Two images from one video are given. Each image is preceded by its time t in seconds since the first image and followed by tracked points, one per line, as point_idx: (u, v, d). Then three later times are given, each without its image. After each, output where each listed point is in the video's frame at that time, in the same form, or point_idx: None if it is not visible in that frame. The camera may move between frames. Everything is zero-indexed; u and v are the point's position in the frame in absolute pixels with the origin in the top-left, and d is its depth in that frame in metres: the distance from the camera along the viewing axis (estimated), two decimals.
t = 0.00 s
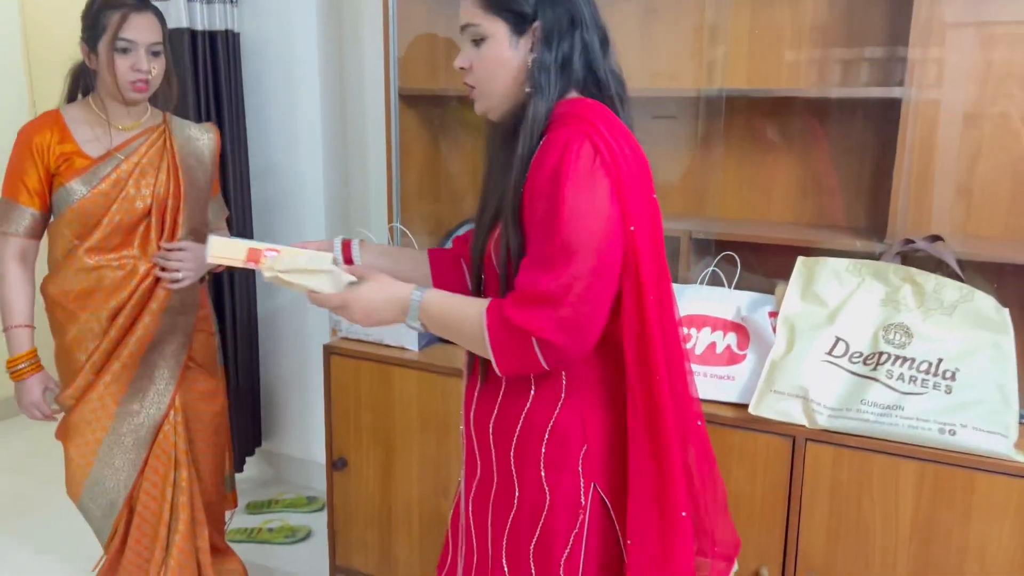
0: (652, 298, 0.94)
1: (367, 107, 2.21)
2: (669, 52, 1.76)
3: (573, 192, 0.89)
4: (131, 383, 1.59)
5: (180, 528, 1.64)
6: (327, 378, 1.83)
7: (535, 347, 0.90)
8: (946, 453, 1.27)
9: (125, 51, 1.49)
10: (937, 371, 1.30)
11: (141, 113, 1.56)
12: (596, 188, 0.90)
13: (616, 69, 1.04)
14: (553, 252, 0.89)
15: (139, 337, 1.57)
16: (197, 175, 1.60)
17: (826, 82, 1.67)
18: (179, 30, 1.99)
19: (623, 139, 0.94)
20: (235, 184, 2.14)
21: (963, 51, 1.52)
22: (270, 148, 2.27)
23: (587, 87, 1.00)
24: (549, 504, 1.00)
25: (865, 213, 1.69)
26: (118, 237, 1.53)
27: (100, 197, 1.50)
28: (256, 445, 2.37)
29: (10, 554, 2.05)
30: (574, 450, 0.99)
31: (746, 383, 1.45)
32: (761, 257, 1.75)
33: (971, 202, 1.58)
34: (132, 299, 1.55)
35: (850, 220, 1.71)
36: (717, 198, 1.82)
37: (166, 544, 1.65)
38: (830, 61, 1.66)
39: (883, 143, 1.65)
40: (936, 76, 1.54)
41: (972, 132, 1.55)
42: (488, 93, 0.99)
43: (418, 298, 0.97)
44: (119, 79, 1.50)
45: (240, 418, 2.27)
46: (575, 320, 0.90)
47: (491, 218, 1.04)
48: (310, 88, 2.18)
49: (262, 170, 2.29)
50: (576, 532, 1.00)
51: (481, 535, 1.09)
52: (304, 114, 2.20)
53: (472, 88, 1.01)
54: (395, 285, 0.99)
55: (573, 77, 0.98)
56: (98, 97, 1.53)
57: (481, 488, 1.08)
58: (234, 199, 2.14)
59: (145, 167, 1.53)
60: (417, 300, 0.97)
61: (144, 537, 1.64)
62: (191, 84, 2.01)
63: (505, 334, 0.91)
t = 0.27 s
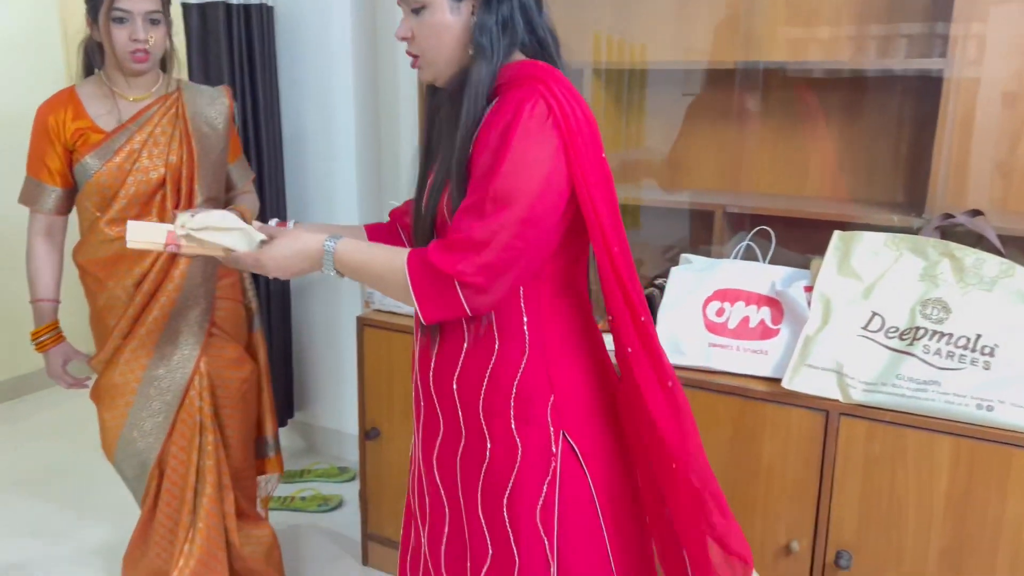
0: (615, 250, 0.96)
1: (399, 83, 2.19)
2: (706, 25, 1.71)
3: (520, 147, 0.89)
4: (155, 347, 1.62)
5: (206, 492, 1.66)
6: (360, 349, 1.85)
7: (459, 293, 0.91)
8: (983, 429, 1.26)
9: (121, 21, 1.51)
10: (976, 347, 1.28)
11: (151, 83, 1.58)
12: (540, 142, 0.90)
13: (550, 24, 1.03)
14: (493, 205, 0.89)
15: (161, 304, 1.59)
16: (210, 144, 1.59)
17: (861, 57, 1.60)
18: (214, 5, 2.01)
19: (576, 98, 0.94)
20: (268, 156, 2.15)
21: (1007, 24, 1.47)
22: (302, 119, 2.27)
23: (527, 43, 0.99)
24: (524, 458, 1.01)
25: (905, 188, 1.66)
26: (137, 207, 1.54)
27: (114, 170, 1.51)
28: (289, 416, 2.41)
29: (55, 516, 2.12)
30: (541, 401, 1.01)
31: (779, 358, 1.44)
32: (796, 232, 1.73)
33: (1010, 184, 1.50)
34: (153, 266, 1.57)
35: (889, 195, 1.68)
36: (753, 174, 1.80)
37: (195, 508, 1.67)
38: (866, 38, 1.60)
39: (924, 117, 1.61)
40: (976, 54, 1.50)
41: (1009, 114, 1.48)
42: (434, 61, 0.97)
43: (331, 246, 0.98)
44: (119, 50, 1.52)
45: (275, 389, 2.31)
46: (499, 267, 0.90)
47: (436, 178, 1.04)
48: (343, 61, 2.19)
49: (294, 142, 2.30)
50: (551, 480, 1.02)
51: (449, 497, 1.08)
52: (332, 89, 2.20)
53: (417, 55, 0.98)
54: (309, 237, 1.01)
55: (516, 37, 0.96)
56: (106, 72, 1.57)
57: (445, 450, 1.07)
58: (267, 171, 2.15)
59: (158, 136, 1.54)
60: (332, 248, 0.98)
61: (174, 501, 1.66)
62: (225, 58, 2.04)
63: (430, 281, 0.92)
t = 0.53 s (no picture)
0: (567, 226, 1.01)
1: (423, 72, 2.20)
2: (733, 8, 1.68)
3: (481, 122, 0.92)
4: (181, 328, 1.63)
5: (233, 472, 1.67)
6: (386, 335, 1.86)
7: (416, 266, 0.93)
8: (1016, 417, 1.24)
9: (133, 7, 1.52)
10: (1009, 335, 1.25)
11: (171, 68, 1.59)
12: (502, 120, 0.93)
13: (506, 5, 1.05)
14: (454, 178, 0.91)
15: (186, 288, 1.61)
16: (231, 128, 1.60)
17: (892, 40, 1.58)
18: None
19: (535, 76, 0.97)
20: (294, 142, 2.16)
21: None
22: (327, 103, 2.27)
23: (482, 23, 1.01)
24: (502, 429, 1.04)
25: (937, 174, 1.63)
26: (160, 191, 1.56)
27: (138, 154, 1.52)
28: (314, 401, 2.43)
29: (87, 496, 2.16)
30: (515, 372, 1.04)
31: (808, 344, 1.43)
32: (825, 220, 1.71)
33: None
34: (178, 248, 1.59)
35: (921, 181, 1.66)
36: (781, 159, 1.78)
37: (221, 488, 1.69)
38: (894, 23, 1.58)
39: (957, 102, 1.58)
40: (1009, 40, 1.44)
41: None
42: (387, 40, 0.99)
43: (284, 229, 1.01)
44: (133, 36, 1.53)
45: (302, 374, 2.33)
46: (459, 238, 0.93)
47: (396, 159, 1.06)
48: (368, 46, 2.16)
49: (320, 127, 2.30)
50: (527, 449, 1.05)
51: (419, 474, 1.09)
52: (355, 78, 2.21)
53: (371, 35, 1.00)
54: (260, 221, 1.03)
55: (467, 16, 0.98)
56: (126, 58, 1.58)
57: (420, 428, 1.08)
58: (293, 157, 2.16)
59: (179, 120, 1.54)
60: (283, 230, 1.01)
61: (201, 481, 1.68)
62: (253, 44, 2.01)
63: (383, 255, 0.93)
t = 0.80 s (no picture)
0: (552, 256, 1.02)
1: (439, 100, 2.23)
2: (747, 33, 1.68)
3: (470, 154, 0.94)
4: (209, 354, 1.63)
5: (254, 497, 1.68)
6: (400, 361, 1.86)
7: (407, 295, 0.95)
8: None
9: (166, 38, 1.53)
10: None
11: (202, 97, 1.60)
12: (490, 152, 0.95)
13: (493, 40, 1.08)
14: (444, 209, 0.94)
15: (213, 313, 1.62)
16: (258, 156, 1.62)
17: (906, 66, 1.58)
18: (257, 18, 2.00)
19: (524, 108, 1.00)
20: (310, 165, 2.17)
21: None
22: (341, 128, 2.29)
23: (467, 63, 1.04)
24: (496, 453, 1.05)
25: (953, 199, 1.62)
26: (190, 215, 1.58)
27: (168, 180, 1.54)
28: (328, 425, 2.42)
29: (102, 520, 2.16)
30: (508, 396, 1.06)
31: (822, 373, 1.43)
32: (845, 244, 1.70)
33: None
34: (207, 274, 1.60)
35: (936, 207, 1.64)
36: (796, 184, 1.77)
37: (242, 513, 1.69)
38: (909, 41, 1.57)
39: (973, 126, 1.57)
40: None
41: None
42: (374, 73, 1.02)
43: (274, 264, 1.02)
44: (164, 67, 1.54)
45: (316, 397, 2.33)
46: (449, 268, 0.95)
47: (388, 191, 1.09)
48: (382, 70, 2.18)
49: (334, 150, 2.32)
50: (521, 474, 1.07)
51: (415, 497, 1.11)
52: (369, 104, 2.23)
53: (358, 68, 1.04)
54: (251, 257, 1.04)
55: (454, 53, 1.01)
56: (157, 88, 1.59)
57: (416, 452, 1.10)
58: (308, 180, 2.17)
59: (209, 147, 1.57)
60: (275, 265, 1.02)
61: (222, 505, 1.68)
62: (269, 69, 2.03)
63: (374, 284, 0.95)
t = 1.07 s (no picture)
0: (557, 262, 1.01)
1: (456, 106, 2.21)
2: (766, 39, 1.68)
3: (478, 160, 0.95)
4: (243, 361, 1.64)
5: (284, 502, 1.69)
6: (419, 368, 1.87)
7: (416, 299, 0.95)
8: None
9: (207, 46, 1.55)
10: None
11: (241, 106, 1.62)
12: (497, 158, 0.96)
13: (506, 53, 1.07)
14: (453, 214, 0.94)
15: (248, 318, 1.62)
16: (295, 164, 1.65)
17: (928, 72, 1.57)
18: (278, 28, 2.03)
19: (530, 114, 1.00)
20: (329, 175, 2.18)
21: None
22: (361, 137, 2.30)
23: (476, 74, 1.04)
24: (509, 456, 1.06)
25: (975, 206, 1.60)
26: (227, 220, 1.59)
27: (208, 185, 1.56)
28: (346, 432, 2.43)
29: (124, 526, 2.17)
30: (520, 400, 1.06)
31: (845, 382, 1.42)
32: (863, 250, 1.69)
33: None
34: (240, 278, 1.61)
35: (958, 214, 1.63)
36: (815, 191, 1.76)
37: (271, 518, 1.70)
38: (929, 46, 1.56)
39: (996, 132, 1.55)
40: None
41: None
42: (382, 78, 1.04)
43: (289, 268, 1.02)
44: (206, 75, 1.55)
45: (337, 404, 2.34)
46: (457, 272, 0.95)
47: (399, 197, 1.10)
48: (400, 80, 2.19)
49: (353, 160, 2.33)
50: (534, 476, 1.07)
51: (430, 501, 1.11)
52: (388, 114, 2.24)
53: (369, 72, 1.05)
54: (267, 264, 1.05)
55: (460, 65, 1.01)
56: (197, 96, 1.61)
57: (431, 457, 1.10)
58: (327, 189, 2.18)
59: (249, 154, 1.58)
60: (288, 269, 1.03)
61: (250, 510, 1.69)
62: (288, 78, 2.05)
63: (386, 289, 0.96)
